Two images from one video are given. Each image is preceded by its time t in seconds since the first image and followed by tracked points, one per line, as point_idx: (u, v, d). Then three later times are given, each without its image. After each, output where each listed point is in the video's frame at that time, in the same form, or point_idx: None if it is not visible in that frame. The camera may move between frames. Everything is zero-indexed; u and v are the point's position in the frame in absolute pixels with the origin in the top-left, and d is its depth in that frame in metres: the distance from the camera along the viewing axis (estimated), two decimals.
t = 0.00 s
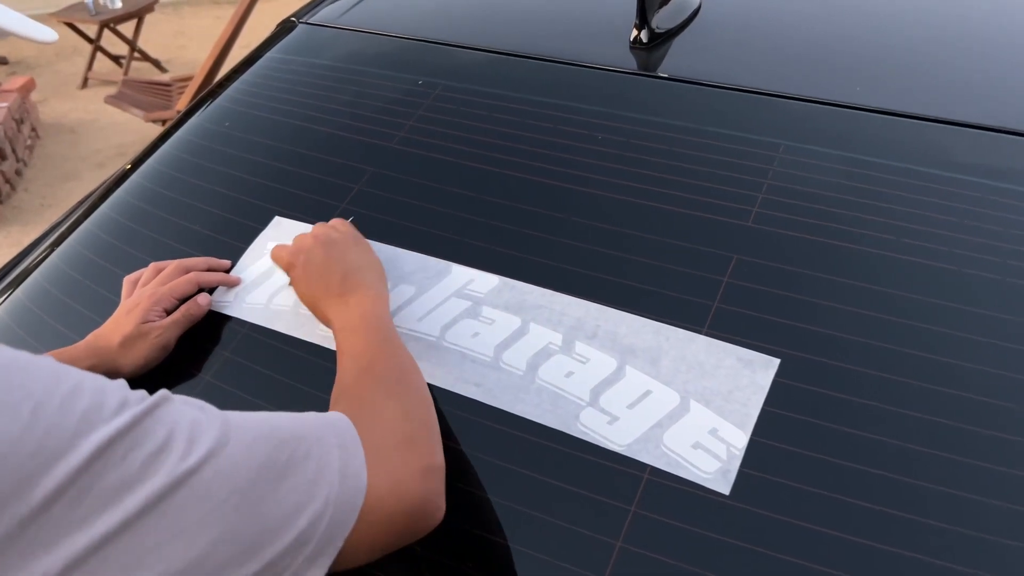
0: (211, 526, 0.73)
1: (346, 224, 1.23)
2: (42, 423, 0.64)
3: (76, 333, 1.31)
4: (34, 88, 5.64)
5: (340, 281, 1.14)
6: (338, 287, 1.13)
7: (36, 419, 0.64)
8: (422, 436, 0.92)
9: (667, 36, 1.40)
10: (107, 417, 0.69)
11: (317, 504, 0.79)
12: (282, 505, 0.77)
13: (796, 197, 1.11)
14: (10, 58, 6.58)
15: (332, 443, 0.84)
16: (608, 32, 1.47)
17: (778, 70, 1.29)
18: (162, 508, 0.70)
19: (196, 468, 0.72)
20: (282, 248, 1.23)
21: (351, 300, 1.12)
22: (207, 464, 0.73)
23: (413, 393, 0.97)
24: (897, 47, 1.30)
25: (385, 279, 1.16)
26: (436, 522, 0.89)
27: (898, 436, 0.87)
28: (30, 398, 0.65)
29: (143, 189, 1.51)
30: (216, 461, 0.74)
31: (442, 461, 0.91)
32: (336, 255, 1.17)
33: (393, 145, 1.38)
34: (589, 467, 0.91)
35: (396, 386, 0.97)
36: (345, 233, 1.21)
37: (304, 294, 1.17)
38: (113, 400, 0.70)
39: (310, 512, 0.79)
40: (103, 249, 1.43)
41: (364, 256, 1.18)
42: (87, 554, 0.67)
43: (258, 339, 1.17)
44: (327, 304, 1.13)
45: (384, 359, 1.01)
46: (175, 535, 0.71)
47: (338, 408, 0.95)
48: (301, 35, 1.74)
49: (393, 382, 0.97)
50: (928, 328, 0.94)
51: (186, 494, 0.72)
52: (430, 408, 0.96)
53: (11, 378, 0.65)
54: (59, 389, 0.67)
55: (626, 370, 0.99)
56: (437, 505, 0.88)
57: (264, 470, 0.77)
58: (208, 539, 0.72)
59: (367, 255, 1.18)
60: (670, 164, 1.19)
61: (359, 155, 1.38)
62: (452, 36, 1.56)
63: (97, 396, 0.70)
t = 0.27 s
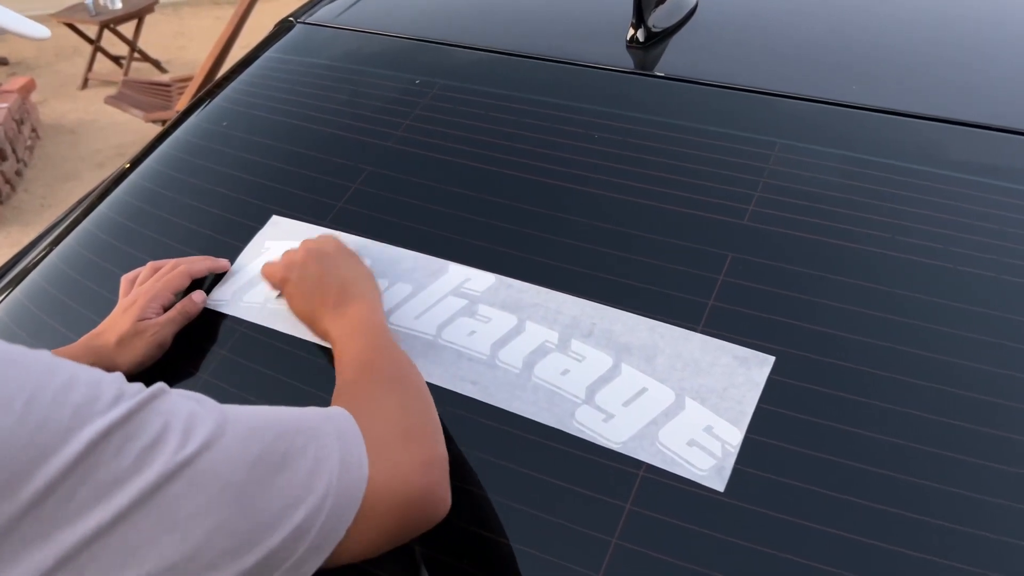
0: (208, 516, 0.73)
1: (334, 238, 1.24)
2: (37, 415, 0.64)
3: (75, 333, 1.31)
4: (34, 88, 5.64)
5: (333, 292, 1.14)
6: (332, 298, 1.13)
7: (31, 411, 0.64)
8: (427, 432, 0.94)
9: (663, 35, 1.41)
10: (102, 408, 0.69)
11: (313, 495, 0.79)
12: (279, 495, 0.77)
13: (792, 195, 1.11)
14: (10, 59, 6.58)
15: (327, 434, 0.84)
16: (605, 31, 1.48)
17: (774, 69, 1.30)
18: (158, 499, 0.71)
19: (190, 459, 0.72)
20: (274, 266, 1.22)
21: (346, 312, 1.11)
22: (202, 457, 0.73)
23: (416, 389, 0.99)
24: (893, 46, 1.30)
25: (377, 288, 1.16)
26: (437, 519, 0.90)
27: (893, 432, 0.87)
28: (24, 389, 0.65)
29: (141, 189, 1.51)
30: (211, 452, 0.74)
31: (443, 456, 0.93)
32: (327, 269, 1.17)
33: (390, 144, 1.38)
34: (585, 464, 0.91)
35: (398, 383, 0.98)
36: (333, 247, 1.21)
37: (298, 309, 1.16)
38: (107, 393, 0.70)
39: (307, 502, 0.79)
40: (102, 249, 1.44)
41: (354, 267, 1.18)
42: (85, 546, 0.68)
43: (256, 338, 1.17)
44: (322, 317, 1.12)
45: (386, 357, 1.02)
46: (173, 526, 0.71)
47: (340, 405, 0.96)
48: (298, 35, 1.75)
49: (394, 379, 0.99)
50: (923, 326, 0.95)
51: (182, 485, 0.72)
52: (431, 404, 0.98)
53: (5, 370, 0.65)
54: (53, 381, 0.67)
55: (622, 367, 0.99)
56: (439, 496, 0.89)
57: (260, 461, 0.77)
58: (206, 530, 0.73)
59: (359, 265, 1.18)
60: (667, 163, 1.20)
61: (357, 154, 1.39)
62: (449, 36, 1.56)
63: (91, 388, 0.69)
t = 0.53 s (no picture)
0: (207, 513, 0.73)
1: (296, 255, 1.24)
2: (35, 413, 0.64)
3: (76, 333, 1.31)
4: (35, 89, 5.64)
5: (312, 304, 1.12)
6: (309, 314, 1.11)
7: (30, 410, 0.64)
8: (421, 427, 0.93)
9: (665, 34, 1.41)
10: (100, 407, 0.69)
11: (312, 489, 0.79)
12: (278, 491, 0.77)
13: (794, 195, 1.11)
14: (11, 59, 6.59)
15: (326, 429, 0.84)
16: (606, 30, 1.48)
17: (776, 68, 1.30)
18: (156, 496, 0.71)
19: (189, 457, 0.72)
20: (240, 291, 1.19)
21: (325, 322, 1.10)
22: (200, 452, 0.73)
23: (407, 387, 0.98)
24: (895, 44, 1.30)
25: (350, 297, 1.15)
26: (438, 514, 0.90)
27: (896, 433, 0.87)
28: (22, 389, 0.65)
29: (142, 189, 1.51)
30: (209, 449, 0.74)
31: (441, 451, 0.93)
32: (300, 282, 1.16)
33: (391, 144, 1.38)
34: (586, 464, 0.91)
35: (390, 382, 0.98)
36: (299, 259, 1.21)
37: (275, 327, 1.13)
38: (105, 392, 0.70)
39: (305, 497, 0.79)
40: (103, 249, 1.43)
41: (326, 278, 1.17)
42: (84, 545, 0.67)
43: (257, 338, 1.17)
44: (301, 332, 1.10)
45: (377, 357, 1.02)
46: (172, 522, 0.71)
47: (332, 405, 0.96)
48: (299, 35, 1.74)
49: (387, 377, 0.99)
50: (925, 326, 0.95)
51: (179, 483, 0.72)
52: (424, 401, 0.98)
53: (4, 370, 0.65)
54: (50, 380, 0.67)
55: (623, 367, 0.99)
56: (441, 488, 0.89)
57: (258, 457, 0.77)
58: (206, 525, 0.73)
59: (329, 275, 1.19)
60: (668, 162, 1.19)
61: (358, 154, 1.39)
62: (451, 36, 1.56)
63: (89, 387, 0.69)
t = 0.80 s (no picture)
0: (210, 500, 0.73)
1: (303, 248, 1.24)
2: (36, 403, 0.65)
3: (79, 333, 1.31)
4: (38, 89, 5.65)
5: (309, 297, 1.13)
6: (307, 301, 1.13)
7: (31, 400, 0.64)
8: (414, 423, 0.93)
9: (667, 34, 1.41)
10: (100, 397, 0.69)
11: (312, 475, 0.80)
12: (279, 476, 0.77)
13: (796, 194, 1.11)
14: (13, 59, 6.60)
15: (325, 417, 0.84)
16: (608, 30, 1.48)
17: (778, 68, 1.30)
18: (159, 483, 0.71)
19: (190, 443, 0.73)
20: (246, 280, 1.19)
21: (321, 313, 1.11)
22: (201, 439, 0.74)
23: (404, 383, 0.98)
24: (897, 44, 1.30)
25: (349, 292, 1.17)
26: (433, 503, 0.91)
27: (899, 432, 0.87)
28: (23, 379, 0.65)
29: (146, 190, 1.51)
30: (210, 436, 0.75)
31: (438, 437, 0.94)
32: (299, 275, 1.17)
33: (393, 144, 1.38)
34: (590, 464, 0.91)
35: (387, 377, 0.98)
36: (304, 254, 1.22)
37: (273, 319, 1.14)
38: (105, 382, 0.71)
39: (307, 483, 0.79)
40: (106, 250, 1.44)
41: (327, 273, 1.19)
42: (86, 533, 0.67)
43: (261, 338, 1.17)
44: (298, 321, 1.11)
45: (373, 353, 1.02)
46: (174, 509, 0.71)
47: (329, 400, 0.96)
48: (302, 35, 1.75)
49: (383, 373, 0.98)
50: (927, 325, 0.95)
51: (182, 469, 0.72)
52: (422, 397, 0.97)
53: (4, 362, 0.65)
54: (51, 372, 0.68)
55: (626, 368, 0.99)
56: (437, 475, 0.90)
57: (259, 443, 0.77)
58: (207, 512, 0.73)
59: (329, 268, 1.20)
60: (670, 162, 1.19)
61: (360, 154, 1.39)
62: (453, 36, 1.56)
63: (89, 378, 0.70)
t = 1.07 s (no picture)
0: (204, 501, 0.73)
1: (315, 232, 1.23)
2: (36, 401, 0.65)
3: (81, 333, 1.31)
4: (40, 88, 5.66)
5: (311, 282, 1.14)
6: (307, 288, 1.13)
7: (30, 398, 0.65)
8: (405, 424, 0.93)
9: (668, 33, 1.40)
10: (99, 396, 0.70)
11: (306, 477, 0.80)
12: (273, 478, 0.77)
13: (797, 193, 1.11)
14: (15, 59, 6.61)
15: (320, 419, 0.84)
16: (609, 29, 1.48)
17: (779, 67, 1.29)
18: (154, 483, 0.71)
19: (186, 443, 0.73)
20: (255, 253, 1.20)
21: (322, 300, 1.12)
22: (197, 439, 0.74)
23: (398, 383, 0.98)
24: (899, 43, 1.30)
25: (353, 282, 1.17)
26: (420, 504, 0.91)
27: (900, 431, 0.87)
28: (23, 377, 0.66)
29: (148, 190, 1.52)
30: (206, 437, 0.75)
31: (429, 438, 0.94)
32: (305, 258, 1.17)
33: (395, 144, 1.38)
34: (591, 464, 0.91)
35: (381, 376, 0.98)
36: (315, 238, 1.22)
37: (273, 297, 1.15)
38: (103, 381, 0.72)
39: (300, 484, 0.79)
40: (108, 250, 1.44)
41: (333, 260, 1.19)
42: (83, 530, 0.68)
43: (262, 338, 1.17)
44: (299, 306, 1.12)
45: (367, 350, 1.02)
46: (168, 509, 0.72)
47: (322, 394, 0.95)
48: (303, 35, 1.75)
49: (378, 372, 0.99)
50: (928, 324, 0.95)
51: (177, 470, 0.72)
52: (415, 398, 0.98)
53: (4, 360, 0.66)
54: (49, 371, 0.68)
55: (627, 367, 0.99)
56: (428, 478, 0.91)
57: (253, 445, 0.77)
58: (202, 512, 0.73)
59: (337, 256, 1.20)
60: (671, 161, 1.19)
61: (361, 154, 1.39)
62: (454, 35, 1.56)
63: (87, 376, 0.71)
